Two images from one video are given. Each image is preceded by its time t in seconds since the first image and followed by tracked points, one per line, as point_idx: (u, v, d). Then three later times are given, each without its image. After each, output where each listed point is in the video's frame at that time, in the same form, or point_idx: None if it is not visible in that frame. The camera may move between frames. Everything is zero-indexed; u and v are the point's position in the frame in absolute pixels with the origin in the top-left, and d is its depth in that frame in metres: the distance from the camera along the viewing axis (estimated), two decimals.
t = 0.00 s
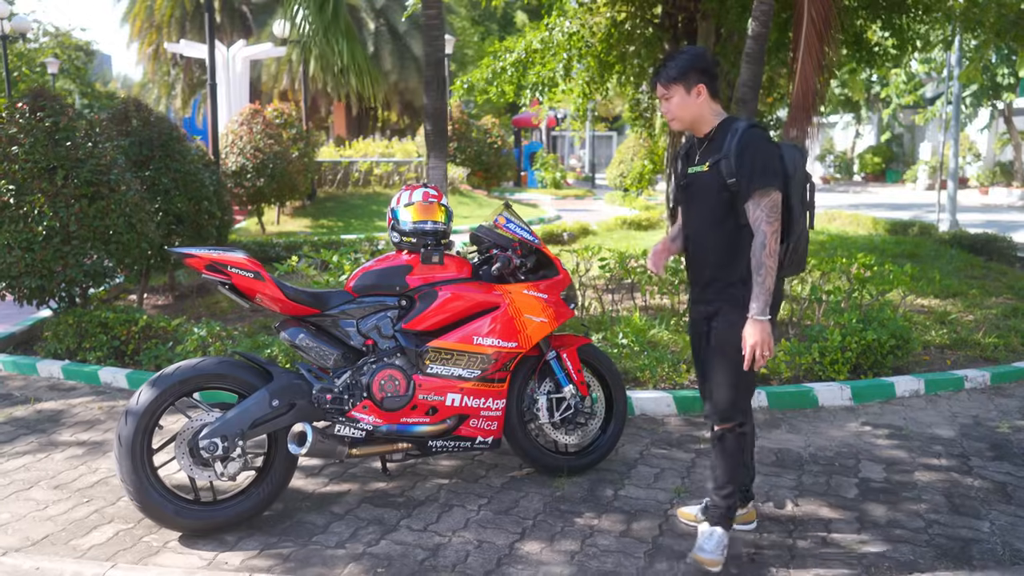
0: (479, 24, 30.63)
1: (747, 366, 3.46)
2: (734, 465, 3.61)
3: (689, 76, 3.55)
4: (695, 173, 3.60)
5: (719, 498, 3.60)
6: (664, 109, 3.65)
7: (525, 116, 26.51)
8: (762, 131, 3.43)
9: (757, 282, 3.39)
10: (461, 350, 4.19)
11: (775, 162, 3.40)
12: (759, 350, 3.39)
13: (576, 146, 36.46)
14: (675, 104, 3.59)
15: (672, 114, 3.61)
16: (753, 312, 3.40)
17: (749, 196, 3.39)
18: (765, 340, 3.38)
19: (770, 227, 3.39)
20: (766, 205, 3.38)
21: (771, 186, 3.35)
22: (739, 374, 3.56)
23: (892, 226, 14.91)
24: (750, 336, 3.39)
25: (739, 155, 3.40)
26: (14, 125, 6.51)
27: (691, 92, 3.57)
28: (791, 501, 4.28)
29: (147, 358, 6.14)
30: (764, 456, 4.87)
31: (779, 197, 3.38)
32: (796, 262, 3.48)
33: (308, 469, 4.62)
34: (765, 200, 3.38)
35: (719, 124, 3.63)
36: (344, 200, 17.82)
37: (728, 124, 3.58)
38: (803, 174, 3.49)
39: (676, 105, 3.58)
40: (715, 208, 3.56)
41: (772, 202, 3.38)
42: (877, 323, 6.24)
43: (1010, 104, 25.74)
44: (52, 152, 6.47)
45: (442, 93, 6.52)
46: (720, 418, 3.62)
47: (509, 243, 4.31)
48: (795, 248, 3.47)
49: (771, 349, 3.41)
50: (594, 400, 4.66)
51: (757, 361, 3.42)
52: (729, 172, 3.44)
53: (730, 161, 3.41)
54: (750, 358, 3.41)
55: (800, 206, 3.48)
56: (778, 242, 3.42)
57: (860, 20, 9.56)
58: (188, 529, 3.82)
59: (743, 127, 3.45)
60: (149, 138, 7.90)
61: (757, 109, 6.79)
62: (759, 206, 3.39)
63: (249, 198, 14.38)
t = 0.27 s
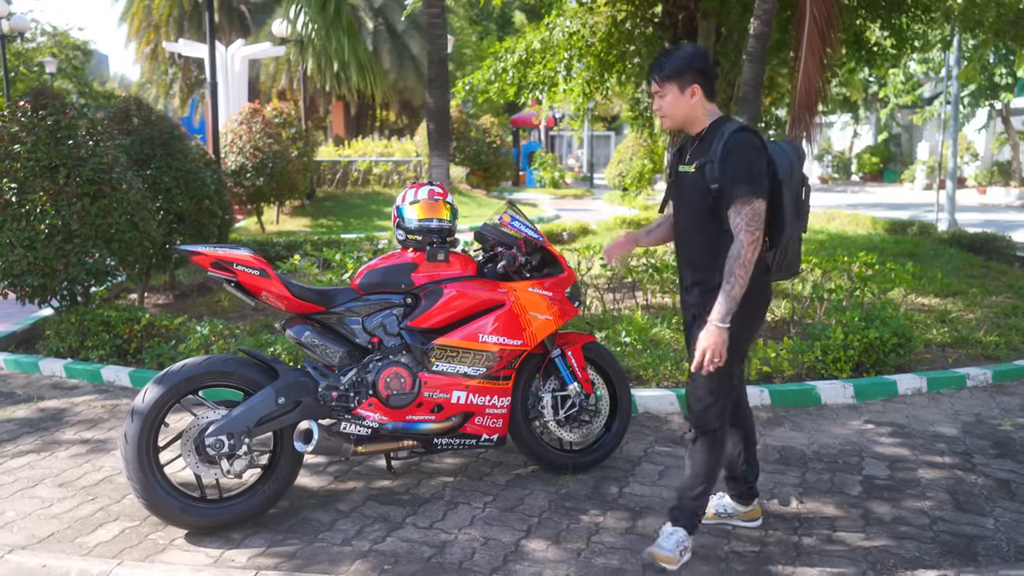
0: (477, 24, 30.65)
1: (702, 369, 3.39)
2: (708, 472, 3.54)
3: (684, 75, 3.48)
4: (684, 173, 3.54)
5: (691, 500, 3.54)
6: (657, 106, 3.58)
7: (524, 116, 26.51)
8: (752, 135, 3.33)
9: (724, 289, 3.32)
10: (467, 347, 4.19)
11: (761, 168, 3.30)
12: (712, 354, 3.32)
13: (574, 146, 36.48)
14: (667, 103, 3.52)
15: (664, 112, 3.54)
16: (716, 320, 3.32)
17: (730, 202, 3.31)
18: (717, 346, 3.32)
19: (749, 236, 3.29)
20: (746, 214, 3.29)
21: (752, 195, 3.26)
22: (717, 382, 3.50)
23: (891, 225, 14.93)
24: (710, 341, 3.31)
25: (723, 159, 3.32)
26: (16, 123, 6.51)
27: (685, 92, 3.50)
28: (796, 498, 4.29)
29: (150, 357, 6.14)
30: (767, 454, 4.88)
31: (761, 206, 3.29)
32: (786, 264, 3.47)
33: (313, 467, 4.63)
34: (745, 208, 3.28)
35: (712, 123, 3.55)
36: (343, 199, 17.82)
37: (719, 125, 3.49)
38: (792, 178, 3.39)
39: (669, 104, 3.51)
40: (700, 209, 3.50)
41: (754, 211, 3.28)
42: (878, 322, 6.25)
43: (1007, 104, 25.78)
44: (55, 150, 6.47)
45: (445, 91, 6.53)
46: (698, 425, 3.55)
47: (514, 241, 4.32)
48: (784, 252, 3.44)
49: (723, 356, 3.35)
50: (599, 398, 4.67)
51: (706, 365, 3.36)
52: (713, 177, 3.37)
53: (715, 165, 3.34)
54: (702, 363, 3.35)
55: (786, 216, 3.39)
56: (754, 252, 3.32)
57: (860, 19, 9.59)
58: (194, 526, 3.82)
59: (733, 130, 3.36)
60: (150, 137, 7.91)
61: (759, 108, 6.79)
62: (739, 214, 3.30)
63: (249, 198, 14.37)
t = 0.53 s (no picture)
0: (476, 24, 30.65)
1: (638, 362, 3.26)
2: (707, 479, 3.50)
3: (680, 73, 3.43)
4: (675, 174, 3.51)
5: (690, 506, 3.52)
6: (650, 102, 3.52)
7: (525, 116, 26.51)
8: (742, 143, 3.28)
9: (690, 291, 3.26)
10: (475, 345, 4.19)
11: (750, 179, 3.25)
12: (662, 354, 3.21)
13: (574, 146, 36.50)
14: (660, 102, 3.48)
15: (657, 110, 3.50)
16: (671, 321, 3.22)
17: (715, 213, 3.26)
18: (667, 347, 3.21)
19: (729, 249, 3.24)
20: (731, 225, 3.24)
21: (739, 206, 3.22)
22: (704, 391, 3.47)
23: (891, 225, 14.94)
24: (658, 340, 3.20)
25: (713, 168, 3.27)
26: (21, 122, 6.51)
27: (679, 91, 3.45)
28: (803, 496, 4.30)
29: (155, 356, 6.14)
30: (774, 452, 4.89)
31: (747, 218, 3.24)
32: (769, 275, 3.44)
33: (320, 466, 4.63)
34: (730, 220, 3.24)
35: (707, 125, 3.50)
36: (344, 199, 17.81)
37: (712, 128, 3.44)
38: (781, 186, 3.34)
39: (662, 101, 3.46)
40: (688, 211, 3.49)
41: (739, 223, 3.24)
42: (883, 320, 6.26)
43: (1006, 104, 25.80)
44: (59, 150, 6.47)
45: (450, 91, 6.54)
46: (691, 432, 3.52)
47: (522, 240, 4.31)
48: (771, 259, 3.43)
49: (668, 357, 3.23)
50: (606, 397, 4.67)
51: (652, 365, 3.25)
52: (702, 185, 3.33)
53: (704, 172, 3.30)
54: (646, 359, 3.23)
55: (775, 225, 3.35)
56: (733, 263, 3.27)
57: (861, 19, 9.60)
58: (203, 525, 3.82)
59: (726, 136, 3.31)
60: (154, 136, 7.92)
61: (763, 107, 6.79)
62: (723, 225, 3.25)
63: (250, 197, 14.37)
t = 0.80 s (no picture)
0: (476, 24, 30.66)
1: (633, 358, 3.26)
2: (706, 481, 3.52)
3: (680, 68, 3.39)
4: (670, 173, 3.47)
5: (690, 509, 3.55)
6: (647, 97, 3.46)
7: (525, 116, 26.52)
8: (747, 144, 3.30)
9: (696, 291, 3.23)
10: (484, 346, 4.21)
11: (758, 180, 3.27)
12: (656, 347, 3.20)
13: (574, 146, 36.52)
14: (657, 97, 3.42)
15: (653, 106, 3.44)
16: (674, 316, 3.22)
17: (727, 212, 3.25)
18: (663, 341, 3.20)
19: (741, 247, 3.25)
20: (743, 224, 3.25)
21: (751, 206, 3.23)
22: (700, 395, 3.46)
23: (893, 225, 14.95)
24: (652, 330, 3.20)
25: (722, 167, 3.27)
26: (27, 123, 6.51)
27: (678, 88, 3.41)
28: (812, 496, 4.32)
29: (162, 356, 6.15)
30: (782, 452, 4.90)
31: (756, 218, 3.26)
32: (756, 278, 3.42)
33: (329, 466, 4.64)
34: (741, 220, 3.24)
35: (703, 123, 3.48)
36: (345, 199, 17.82)
37: (710, 127, 3.44)
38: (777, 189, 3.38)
39: (660, 96, 3.41)
40: (680, 211, 3.45)
41: (749, 223, 3.25)
42: (888, 320, 6.27)
43: (1006, 104, 25.82)
44: (65, 150, 6.46)
45: (455, 92, 6.55)
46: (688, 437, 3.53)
47: (530, 241, 4.36)
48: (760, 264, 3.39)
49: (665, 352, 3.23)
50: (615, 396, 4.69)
51: (645, 357, 3.23)
52: (707, 185, 3.32)
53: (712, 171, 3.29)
54: (641, 350, 3.22)
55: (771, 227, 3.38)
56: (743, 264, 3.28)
57: (863, 19, 9.61)
58: (213, 525, 3.83)
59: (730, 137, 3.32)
60: (159, 137, 7.92)
61: (767, 108, 6.80)
62: (735, 224, 3.26)
63: (252, 198, 14.37)
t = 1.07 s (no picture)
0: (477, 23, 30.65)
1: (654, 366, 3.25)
2: (705, 479, 3.53)
3: (652, 70, 3.40)
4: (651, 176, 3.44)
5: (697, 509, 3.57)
6: (620, 101, 3.47)
7: (525, 116, 26.53)
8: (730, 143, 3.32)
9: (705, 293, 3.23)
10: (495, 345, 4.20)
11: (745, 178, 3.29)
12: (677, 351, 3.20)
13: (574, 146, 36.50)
14: (630, 100, 3.43)
15: (626, 109, 3.45)
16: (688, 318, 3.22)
17: (720, 211, 3.25)
18: (684, 345, 3.20)
19: (741, 244, 3.26)
20: (737, 222, 3.26)
21: (743, 204, 3.24)
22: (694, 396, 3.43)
23: (895, 225, 14.95)
24: (673, 334, 3.19)
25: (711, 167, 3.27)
26: (33, 123, 6.51)
27: (651, 90, 3.42)
28: (822, 495, 4.32)
29: (168, 356, 6.15)
30: (791, 452, 4.90)
31: (747, 215, 3.28)
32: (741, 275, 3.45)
33: (339, 466, 4.64)
34: (734, 218, 3.25)
35: (678, 124, 3.49)
36: (347, 199, 17.81)
37: (688, 127, 3.44)
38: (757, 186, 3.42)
39: (634, 100, 3.42)
40: (664, 213, 3.42)
41: (741, 221, 3.26)
42: (895, 320, 6.27)
43: (1006, 104, 25.83)
44: (72, 150, 6.47)
45: (461, 91, 6.55)
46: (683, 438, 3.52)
47: (539, 240, 4.37)
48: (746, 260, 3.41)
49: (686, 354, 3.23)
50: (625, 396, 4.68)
51: (667, 363, 3.22)
52: (694, 186, 3.31)
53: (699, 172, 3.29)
54: (664, 357, 3.21)
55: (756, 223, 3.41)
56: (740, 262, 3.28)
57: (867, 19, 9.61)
58: (225, 525, 3.83)
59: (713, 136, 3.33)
60: (163, 136, 7.91)
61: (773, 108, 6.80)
62: (730, 222, 3.26)
63: (254, 198, 14.36)
